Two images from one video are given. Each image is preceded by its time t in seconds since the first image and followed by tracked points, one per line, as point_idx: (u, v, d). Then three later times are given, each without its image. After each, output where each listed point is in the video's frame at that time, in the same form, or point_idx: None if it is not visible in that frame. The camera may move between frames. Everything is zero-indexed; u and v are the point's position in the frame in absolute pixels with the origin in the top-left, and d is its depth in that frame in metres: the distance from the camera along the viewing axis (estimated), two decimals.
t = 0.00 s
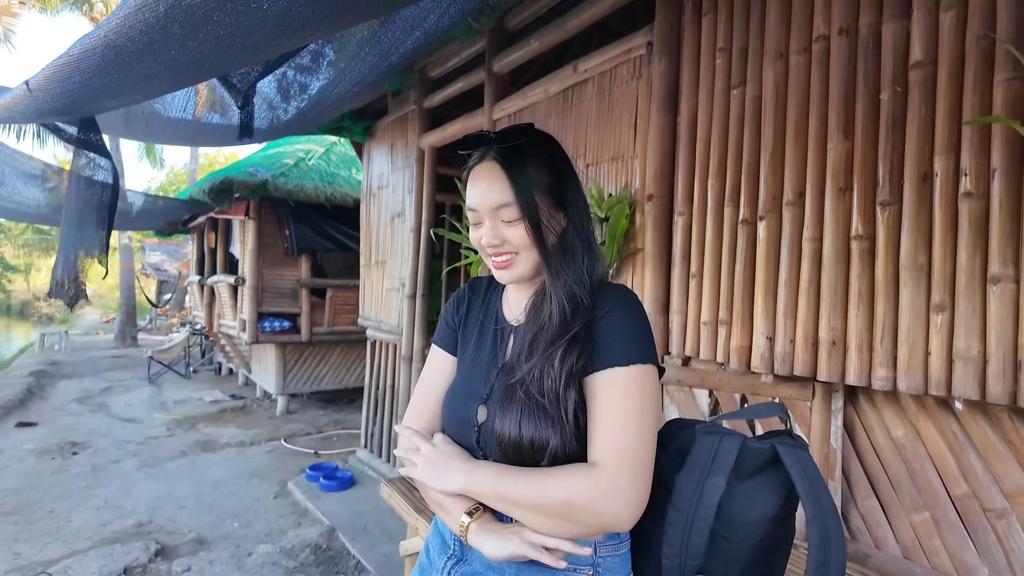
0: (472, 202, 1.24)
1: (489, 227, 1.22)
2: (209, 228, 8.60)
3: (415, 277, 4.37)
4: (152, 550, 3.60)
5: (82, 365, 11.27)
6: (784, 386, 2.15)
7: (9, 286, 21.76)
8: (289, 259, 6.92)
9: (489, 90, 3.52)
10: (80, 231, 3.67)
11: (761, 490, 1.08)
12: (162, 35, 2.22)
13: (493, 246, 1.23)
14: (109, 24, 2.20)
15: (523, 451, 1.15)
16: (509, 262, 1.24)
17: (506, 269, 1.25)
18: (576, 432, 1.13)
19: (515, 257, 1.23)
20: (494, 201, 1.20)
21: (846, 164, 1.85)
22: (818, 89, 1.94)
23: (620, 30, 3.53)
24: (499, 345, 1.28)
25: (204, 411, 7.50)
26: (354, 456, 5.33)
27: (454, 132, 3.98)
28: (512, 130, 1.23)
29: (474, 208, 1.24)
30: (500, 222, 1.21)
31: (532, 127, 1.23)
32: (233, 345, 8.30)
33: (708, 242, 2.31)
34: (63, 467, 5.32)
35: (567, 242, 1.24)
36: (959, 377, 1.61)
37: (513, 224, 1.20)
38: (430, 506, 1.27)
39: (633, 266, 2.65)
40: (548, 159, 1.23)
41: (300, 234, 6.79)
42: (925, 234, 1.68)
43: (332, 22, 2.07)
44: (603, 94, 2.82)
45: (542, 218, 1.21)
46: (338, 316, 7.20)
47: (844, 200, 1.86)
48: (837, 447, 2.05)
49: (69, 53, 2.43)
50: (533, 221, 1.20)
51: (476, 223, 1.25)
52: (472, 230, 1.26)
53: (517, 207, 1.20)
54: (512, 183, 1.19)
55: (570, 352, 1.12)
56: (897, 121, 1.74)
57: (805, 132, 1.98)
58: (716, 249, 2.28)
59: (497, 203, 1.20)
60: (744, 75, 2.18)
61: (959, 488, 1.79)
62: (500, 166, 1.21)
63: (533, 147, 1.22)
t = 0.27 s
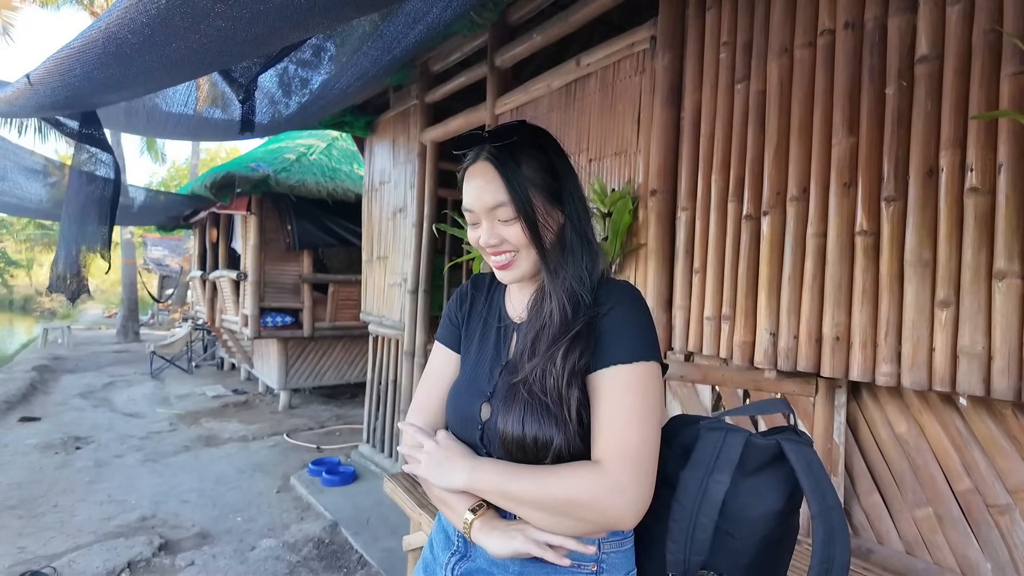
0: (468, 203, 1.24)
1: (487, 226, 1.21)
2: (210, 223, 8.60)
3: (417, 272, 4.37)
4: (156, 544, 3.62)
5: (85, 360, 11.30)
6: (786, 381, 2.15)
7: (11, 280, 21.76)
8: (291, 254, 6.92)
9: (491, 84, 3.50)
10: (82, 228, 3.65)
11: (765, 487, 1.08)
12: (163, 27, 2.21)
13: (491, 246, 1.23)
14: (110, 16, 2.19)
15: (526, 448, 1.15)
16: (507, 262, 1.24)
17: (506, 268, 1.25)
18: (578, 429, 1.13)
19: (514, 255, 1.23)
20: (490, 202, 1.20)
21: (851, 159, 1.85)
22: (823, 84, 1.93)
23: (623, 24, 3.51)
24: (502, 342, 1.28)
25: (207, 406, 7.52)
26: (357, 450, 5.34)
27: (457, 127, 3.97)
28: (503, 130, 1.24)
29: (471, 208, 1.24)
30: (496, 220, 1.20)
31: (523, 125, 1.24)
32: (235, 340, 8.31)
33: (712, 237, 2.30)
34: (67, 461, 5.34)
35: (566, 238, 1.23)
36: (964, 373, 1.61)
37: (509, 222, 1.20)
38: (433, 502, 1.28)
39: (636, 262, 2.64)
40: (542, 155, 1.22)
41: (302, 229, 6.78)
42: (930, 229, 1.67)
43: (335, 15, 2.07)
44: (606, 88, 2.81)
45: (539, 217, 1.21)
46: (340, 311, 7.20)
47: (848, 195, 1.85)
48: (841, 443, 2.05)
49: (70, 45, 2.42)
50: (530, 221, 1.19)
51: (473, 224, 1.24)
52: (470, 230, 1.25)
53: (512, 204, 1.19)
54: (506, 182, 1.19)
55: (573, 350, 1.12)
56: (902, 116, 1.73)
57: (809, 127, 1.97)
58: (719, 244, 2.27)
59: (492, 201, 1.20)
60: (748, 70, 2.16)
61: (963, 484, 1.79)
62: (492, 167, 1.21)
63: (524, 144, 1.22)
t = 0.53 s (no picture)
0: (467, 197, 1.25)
1: (486, 219, 1.22)
2: (213, 219, 8.60)
3: (419, 267, 4.37)
4: (160, 538, 3.63)
5: (89, 356, 11.32)
6: (790, 376, 2.15)
7: (14, 276, 21.79)
8: (293, 250, 6.92)
9: (493, 79, 3.49)
10: (84, 223, 3.66)
11: (770, 480, 1.07)
12: (165, 16, 2.20)
13: (491, 239, 1.23)
14: (111, 5, 2.18)
15: (528, 442, 1.15)
16: (508, 255, 1.24)
17: (508, 262, 1.25)
18: (579, 423, 1.13)
19: (515, 248, 1.23)
20: (489, 195, 1.20)
21: (856, 153, 1.84)
22: (827, 77, 1.91)
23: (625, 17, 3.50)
24: (504, 336, 1.28)
25: (209, 401, 7.54)
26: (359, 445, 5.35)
27: (459, 122, 3.95)
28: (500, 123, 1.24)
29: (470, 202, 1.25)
30: (496, 213, 1.21)
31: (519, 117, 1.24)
32: (238, 336, 8.33)
33: (715, 231, 2.29)
34: (70, 457, 5.35)
35: (567, 230, 1.22)
36: (969, 367, 1.60)
37: (508, 215, 1.20)
38: (437, 496, 1.28)
39: (639, 256, 2.64)
40: (540, 148, 1.22)
41: (304, 224, 6.78)
42: (936, 222, 1.66)
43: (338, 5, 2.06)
44: (609, 83, 2.80)
45: (538, 210, 1.21)
46: (342, 306, 7.21)
47: (853, 189, 1.84)
48: (845, 438, 2.04)
49: (71, 35, 2.41)
50: (528, 214, 1.19)
51: (473, 217, 1.25)
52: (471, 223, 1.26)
53: (510, 197, 1.19)
54: (504, 174, 1.19)
55: (574, 343, 1.11)
56: (908, 109, 1.72)
57: (814, 121, 1.96)
58: (723, 239, 2.26)
59: (491, 194, 1.20)
60: (752, 63, 2.15)
61: (967, 478, 1.78)
62: (490, 160, 1.21)
63: (522, 137, 1.22)
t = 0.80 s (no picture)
0: (488, 170, 1.27)
1: (505, 191, 1.23)
2: (216, 214, 8.61)
3: (423, 262, 4.36)
4: (165, 531, 3.65)
5: (92, 351, 11.36)
6: (795, 370, 2.15)
7: (17, 271, 21.84)
8: (296, 244, 6.92)
9: (497, 73, 3.48)
10: (88, 218, 3.65)
11: (777, 473, 1.07)
12: (169, 6, 2.19)
13: (508, 211, 1.23)
14: None
15: (533, 434, 1.15)
16: (523, 231, 1.24)
17: (520, 241, 1.25)
18: (585, 413, 1.13)
19: (531, 226, 1.23)
20: (511, 167, 1.23)
21: (862, 146, 1.83)
22: (834, 70, 1.90)
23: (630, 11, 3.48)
24: (508, 328, 1.28)
25: (213, 396, 7.56)
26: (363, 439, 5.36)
27: (462, 115, 3.94)
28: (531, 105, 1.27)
29: (491, 175, 1.26)
30: (516, 185, 1.22)
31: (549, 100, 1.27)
32: (241, 331, 8.34)
33: (720, 225, 2.29)
34: (75, 450, 5.37)
35: (583, 213, 1.23)
36: (975, 361, 1.60)
37: (528, 188, 1.22)
38: (442, 490, 1.28)
39: (644, 250, 2.63)
40: (566, 130, 1.24)
41: (307, 219, 6.78)
42: (943, 216, 1.66)
43: None
44: (613, 76, 2.79)
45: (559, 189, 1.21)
46: (345, 301, 7.22)
47: (860, 182, 1.84)
48: (849, 432, 2.04)
49: (76, 27, 2.41)
50: (547, 189, 1.20)
51: (491, 190, 1.27)
52: (488, 198, 1.28)
53: (533, 168, 1.21)
54: (530, 149, 1.21)
55: (579, 335, 1.11)
56: (916, 102, 1.71)
57: (821, 114, 1.95)
58: (728, 232, 2.26)
59: (514, 166, 1.23)
60: (758, 56, 2.14)
61: (972, 472, 1.78)
62: (515, 135, 1.24)
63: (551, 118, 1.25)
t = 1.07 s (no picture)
0: (511, 148, 1.27)
1: (530, 166, 1.24)
2: (218, 210, 8.62)
3: (425, 256, 4.37)
4: (170, 525, 3.67)
5: (96, 346, 11.40)
6: (798, 365, 2.15)
7: (21, 267, 21.90)
8: (298, 240, 6.93)
9: (499, 67, 3.47)
10: (91, 214, 3.67)
11: (780, 468, 1.07)
12: None
13: (530, 185, 1.23)
14: None
15: (535, 427, 1.15)
16: (542, 207, 1.23)
17: (536, 217, 1.24)
18: (588, 406, 1.13)
19: (551, 202, 1.23)
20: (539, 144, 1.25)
21: (866, 141, 1.82)
22: (838, 64, 1.90)
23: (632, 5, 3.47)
24: (509, 323, 1.28)
25: (216, 390, 7.59)
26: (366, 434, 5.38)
27: (465, 110, 3.93)
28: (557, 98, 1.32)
29: (514, 152, 1.27)
30: (541, 163, 1.24)
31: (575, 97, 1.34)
32: (244, 326, 8.36)
33: (723, 220, 2.28)
34: (80, 445, 5.40)
35: (599, 200, 1.24)
36: (979, 357, 1.60)
37: (554, 166, 1.23)
38: (444, 485, 1.28)
39: (646, 245, 2.63)
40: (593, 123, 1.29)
41: (309, 215, 6.78)
42: (947, 211, 1.65)
43: None
44: (616, 70, 2.78)
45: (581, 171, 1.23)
46: (347, 297, 7.23)
47: (863, 177, 1.83)
48: (852, 427, 2.04)
49: (79, 21, 2.40)
50: (574, 168, 1.22)
51: (512, 165, 1.26)
52: (506, 173, 1.26)
53: (559, 149, 1.24)
54: (560, 129, 1.24)
55: (580, 328, 1.11)
56: (920, 96, 1.71)
57: (824, 109, 1.94)
58: (731, 227, 2.26)
59: (541, 144, 1.25)
60: (762, 50, 2.14)
61: (975, 467, 1.78)
62: (543, 117, 1.26)
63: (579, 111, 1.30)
